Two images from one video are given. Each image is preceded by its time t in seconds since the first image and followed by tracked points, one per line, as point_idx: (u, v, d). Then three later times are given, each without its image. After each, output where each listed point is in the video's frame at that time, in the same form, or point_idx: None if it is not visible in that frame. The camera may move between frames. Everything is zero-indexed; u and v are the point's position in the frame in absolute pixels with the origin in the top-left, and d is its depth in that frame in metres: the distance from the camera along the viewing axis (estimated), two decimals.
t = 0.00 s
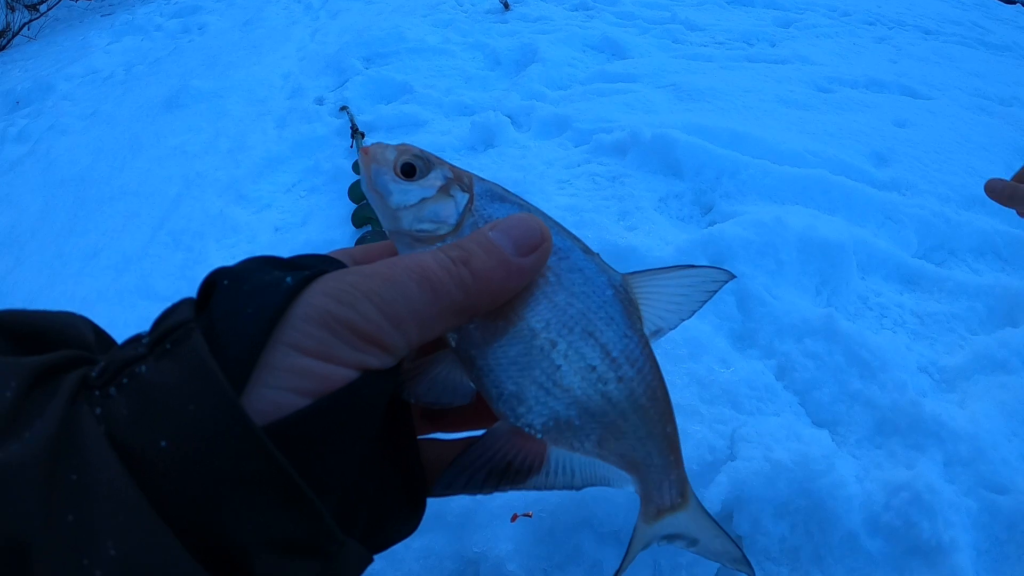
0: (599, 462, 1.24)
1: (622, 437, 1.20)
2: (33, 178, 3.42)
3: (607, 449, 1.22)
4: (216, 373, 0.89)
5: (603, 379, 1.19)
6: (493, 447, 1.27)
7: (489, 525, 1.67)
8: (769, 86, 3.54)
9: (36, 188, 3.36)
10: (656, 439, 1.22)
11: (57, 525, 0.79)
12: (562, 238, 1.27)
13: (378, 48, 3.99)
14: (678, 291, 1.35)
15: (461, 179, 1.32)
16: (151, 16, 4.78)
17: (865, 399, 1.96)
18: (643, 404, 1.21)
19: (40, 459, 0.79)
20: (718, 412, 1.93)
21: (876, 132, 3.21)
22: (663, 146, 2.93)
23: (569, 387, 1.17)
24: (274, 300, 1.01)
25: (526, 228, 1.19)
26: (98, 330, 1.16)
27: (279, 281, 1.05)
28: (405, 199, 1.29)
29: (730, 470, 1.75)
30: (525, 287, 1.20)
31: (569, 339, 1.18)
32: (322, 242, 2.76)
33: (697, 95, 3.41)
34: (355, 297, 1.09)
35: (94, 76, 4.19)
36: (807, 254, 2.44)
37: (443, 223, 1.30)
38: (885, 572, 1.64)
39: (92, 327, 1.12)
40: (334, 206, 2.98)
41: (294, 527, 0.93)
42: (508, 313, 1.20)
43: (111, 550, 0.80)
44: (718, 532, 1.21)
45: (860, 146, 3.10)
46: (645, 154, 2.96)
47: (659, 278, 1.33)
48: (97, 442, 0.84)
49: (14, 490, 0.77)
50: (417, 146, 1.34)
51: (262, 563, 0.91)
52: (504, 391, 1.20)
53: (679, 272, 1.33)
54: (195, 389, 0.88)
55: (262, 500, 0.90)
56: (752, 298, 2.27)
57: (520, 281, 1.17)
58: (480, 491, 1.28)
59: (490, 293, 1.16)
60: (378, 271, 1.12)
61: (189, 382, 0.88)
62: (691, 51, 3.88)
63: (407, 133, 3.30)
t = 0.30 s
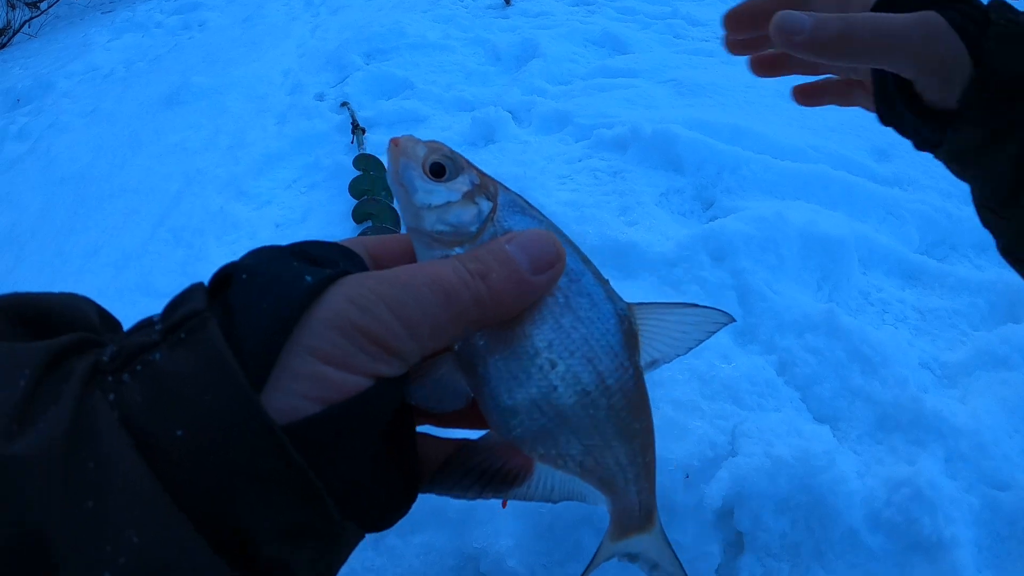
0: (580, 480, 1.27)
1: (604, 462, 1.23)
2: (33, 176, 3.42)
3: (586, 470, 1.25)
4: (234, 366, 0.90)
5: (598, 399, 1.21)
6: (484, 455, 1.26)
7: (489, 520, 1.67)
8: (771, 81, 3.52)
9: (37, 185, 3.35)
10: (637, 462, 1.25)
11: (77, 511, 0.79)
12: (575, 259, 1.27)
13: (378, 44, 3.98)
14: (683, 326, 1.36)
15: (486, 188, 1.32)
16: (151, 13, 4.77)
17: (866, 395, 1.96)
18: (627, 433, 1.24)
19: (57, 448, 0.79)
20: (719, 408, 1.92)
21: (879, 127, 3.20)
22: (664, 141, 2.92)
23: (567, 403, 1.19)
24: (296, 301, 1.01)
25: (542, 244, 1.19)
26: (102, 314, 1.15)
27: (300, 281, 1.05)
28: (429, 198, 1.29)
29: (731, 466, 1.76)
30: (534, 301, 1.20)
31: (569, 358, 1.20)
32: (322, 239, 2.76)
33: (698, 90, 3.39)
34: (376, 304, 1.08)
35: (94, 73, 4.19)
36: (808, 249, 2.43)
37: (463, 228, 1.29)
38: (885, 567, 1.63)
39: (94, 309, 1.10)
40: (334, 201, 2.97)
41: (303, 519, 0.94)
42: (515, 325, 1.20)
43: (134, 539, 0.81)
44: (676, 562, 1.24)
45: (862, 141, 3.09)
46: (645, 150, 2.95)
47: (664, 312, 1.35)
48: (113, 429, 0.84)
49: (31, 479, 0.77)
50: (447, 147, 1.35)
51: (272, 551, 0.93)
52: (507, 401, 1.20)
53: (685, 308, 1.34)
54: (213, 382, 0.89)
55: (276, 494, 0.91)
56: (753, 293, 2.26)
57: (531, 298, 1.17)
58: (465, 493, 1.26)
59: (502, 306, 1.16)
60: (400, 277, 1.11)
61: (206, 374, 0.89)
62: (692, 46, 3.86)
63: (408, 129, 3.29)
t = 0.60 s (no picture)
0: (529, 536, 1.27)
1: (558, 530, 1.23)
2: (37, 174, 3.42)
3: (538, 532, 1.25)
4: (254, 371, 0.89)
5: (579, 469, 1.21)
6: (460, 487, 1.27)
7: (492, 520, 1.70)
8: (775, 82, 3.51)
9: (40, 183, 3.36)
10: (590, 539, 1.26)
11: (92, 505, 0.81)
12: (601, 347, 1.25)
13: (383, 43, 3.98)
14: (681, 437, 1.34)
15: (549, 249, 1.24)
16: (155, 11, 4.77)
17: (871, 397, 1.95)
18: (591, 513, 1.24)
19: (77, 443, 0.82)
20: (724, 410, 1.91)
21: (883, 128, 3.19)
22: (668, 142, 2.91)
23: (554, 468, 1.20)
24: (330, 326, 0.99)
25: (579, 327, 1.15)
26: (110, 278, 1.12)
27: (341, 309, 1.01)
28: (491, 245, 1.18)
29: (736, 468, 1.76)
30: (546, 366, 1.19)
31: (562, 428, 1.20)
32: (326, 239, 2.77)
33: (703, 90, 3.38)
34: (411, 360, 1.06)
35: (97, 71, 4.18)
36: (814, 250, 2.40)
37: (513, 284, 1.21)
38: (889, 570, 1.63)
39: (102, 274, 1.07)
40: (338, 201, 2.97)
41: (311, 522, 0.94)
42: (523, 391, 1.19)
43: (157, 533, 0.84)
44: None
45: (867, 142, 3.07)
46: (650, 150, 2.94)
47: (665, 419, 1.32)
48: (132, 422, 0.85)
49: (53, 474, 0.81)
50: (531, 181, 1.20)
51: (276, 546, 0.94)
52: (505, 448, 1.21)
53: (686, 422, 1.31)
54: (233, 387, 0.88)
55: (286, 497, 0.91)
56: (758, 294, 2.25)
57: (552, 372, 1.15)
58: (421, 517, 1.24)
59: (519, 375, 1.13)
60: (436, 328, 1.09)
61: (226, 377, 0.89)
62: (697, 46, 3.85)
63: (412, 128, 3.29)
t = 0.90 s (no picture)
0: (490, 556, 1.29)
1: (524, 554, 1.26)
2: (38, 173, 3.42)
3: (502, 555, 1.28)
4: (260, 382, 0.91)
5: (554, 496, 1.24)
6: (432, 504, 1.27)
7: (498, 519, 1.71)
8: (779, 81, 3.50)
9: (42, 181, 3.35)
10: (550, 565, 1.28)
11: (98, 514, 0.82)
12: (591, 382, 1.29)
13: (385, 43, 3.97)
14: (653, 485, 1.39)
15: (558, 288, 1.32)
16: (156, 10, 4.75)
17: (874, 398, 1.95)
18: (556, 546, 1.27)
19: (81, 450, 0.82)
20: (727, 411, 1.91)
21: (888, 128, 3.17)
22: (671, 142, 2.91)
23: (530, 493, 1.23)
24: (338, 348, 1.00)
25: (574, 364, 1.21)
26: (106, 265, 1.11)
27: (350, 332, 1.02)
28: (507, 275, 1.24)
29: (739, 469, 1.75)
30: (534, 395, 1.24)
31: (540, 455, 1.23)
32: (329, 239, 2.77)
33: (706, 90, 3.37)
34: (411, 389, 1.09)
35: (100, 70, 4.18)
36: (818, 250, 2.38)
37: (518, 317, 1.27)
38: (893, 571, 1.63)
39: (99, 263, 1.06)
40: (340, 200, 2.97)
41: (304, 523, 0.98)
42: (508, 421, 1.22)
43: (164, 540, 0.85)
44: None
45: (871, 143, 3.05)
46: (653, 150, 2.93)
47: (640, 466, 1.37)
48: (137, 426, 0.87)
49: (58, 483, 0.81)
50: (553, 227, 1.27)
51: (271, 544, 0.98)
52: (486, 468, 1.22)
53: (659, 471, 1.37)
54: (238, 397, 0.90)
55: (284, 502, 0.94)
56: (761, 296, 2.24)
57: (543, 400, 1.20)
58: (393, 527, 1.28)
59: (512, 402, 1.18)
60: (437, 354, 1.12)
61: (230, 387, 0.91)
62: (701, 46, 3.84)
63: (414, 128, 3.29)
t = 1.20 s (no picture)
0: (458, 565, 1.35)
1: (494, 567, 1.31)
2: (39, 172, 3.42)
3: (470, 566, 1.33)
4: (268, 408, 0.92)
5: (531, 514, 1.31)
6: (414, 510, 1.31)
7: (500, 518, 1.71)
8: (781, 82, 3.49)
9: (43, 180, 3.36)
10: None
11: (115, 549, 0.83)
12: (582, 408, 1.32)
13: (386, 42, 3.97)
14: (622, 513, 1.45)
15: (570, 319, 1.37)
16: (158, 10, 4.75)
17: (874, 400, 1.95)
18: (527, 557, 1.33)
19: (89, 483, 0.82)
20: (728, 412, 1.90)
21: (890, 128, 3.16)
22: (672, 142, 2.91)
23: (510, 509, 1.29)
24: (349, 375, 1.00)
25: (575, 388, 1.23)
26: (106, 260, 1.11)
27: (362, 359, 1.01)
28: (530, 296, 1.30)
29: (739, 471, 1.75)
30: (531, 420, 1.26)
31: (524, 476, 1.29)
32: (330, 240, 2.77)
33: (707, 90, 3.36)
34: (420, 419, 1.09)
35: (102, 69, 4.19)
36: (819, 251, 2.39)
37: (530, 338, 1.31)
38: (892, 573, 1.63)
39: (99, 260, 1.06)
40: (340, 200, 2.97)
41: (306, 544, 0.98)
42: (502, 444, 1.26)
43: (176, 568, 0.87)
44: None
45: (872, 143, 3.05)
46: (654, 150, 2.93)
47: (612, 495, 1.44)
48: (144, 450, 0.87)
49: (68, 519, 0.80)
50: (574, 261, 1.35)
51: (279, 563, 0.99)
52: (474, 483, 1.27)
53: (630, 502, 1.43)
54: (245, 424, 0.91)
55: (288, 523, 0.94)
56: (762, 296, 2.24)
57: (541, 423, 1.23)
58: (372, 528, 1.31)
59: (511, 428, 1.20)
60: (446, 382, 1.11)
61: (238, 414, 0.91)
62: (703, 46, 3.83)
63: (416, 127, 3.29)
